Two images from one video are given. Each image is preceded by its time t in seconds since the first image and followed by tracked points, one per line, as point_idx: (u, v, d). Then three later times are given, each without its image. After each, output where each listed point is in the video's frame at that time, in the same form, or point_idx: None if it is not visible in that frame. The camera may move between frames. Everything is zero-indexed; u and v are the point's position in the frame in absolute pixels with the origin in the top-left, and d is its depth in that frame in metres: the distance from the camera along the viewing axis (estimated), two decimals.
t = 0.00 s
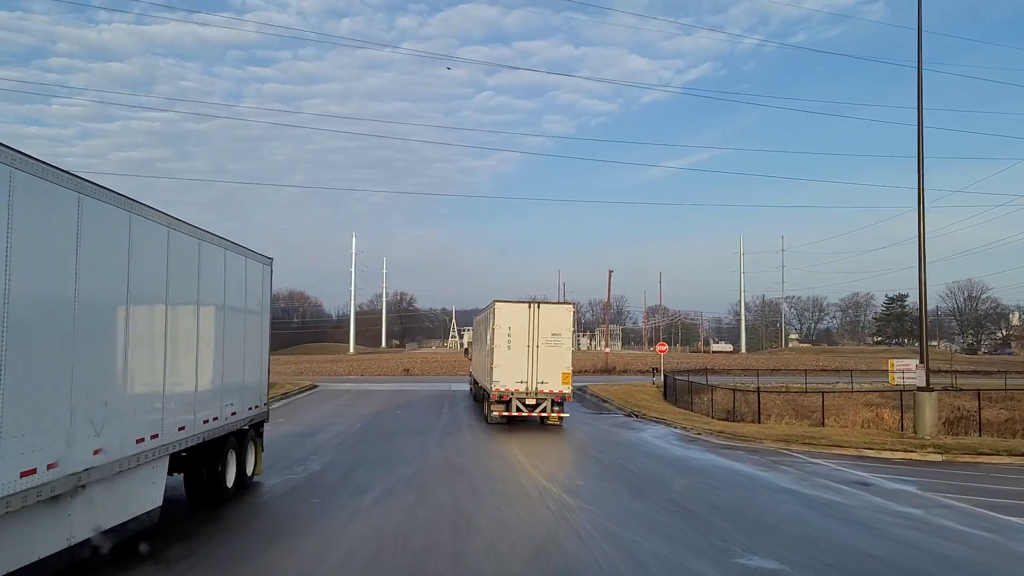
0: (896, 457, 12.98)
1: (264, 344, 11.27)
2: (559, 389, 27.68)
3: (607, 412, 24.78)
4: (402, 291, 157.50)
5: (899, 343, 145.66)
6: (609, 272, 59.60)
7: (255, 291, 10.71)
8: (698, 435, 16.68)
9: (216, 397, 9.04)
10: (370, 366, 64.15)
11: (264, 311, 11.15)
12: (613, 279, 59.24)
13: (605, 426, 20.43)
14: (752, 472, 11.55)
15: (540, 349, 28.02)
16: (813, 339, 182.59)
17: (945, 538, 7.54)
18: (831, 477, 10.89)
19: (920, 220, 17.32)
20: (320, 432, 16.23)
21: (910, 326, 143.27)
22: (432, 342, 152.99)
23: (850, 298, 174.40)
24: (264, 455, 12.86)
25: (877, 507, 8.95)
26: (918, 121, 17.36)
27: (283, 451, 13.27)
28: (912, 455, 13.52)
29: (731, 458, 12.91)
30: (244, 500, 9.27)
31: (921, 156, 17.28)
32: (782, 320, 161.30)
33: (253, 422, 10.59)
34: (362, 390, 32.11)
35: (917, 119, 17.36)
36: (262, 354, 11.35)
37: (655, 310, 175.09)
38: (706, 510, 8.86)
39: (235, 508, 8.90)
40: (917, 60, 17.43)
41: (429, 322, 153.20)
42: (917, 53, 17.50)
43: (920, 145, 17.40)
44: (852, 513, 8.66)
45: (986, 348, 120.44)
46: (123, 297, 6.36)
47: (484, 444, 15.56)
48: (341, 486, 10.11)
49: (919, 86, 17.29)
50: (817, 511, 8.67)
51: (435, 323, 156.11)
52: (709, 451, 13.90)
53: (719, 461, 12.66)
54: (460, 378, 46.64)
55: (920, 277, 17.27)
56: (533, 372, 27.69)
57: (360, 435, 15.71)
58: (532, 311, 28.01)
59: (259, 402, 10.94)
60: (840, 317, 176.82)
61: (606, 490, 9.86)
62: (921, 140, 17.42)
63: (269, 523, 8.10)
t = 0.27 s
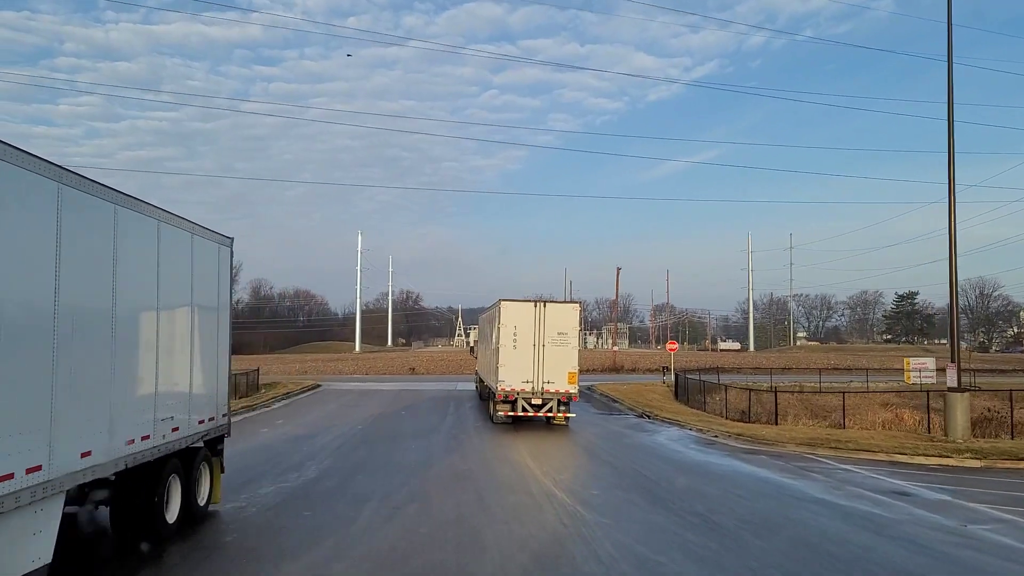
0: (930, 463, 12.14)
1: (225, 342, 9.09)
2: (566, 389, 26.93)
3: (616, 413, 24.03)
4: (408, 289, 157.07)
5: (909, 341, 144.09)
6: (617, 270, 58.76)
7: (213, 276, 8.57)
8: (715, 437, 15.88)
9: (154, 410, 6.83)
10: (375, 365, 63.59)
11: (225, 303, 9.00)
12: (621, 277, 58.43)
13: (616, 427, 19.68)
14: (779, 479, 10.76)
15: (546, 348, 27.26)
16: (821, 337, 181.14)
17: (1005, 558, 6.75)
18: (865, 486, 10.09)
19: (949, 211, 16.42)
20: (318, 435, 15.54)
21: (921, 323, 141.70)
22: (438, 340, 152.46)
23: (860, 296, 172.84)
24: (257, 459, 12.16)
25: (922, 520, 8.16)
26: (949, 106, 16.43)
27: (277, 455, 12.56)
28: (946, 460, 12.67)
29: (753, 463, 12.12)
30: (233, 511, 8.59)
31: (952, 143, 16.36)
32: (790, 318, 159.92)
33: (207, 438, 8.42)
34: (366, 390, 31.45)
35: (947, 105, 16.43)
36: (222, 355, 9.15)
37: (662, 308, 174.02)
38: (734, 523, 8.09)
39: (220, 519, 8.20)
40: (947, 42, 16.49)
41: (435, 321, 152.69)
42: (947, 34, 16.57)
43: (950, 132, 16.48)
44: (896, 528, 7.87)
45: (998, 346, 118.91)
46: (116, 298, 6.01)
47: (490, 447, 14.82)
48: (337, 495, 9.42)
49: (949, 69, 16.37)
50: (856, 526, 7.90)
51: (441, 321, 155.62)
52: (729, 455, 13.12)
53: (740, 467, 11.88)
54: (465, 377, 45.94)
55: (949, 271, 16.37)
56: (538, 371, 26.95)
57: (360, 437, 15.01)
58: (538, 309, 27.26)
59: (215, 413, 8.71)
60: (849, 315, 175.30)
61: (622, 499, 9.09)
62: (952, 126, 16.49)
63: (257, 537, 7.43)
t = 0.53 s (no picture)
0: (969, 470, 11.28)
1: (157, 338, 7.01)
2: (571, 389, 26.18)
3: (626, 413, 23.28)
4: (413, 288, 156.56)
5: (919, 340, 142.63)
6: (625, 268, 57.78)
7: (137, 256, 6.51)
8: (732, 441, 15.08)
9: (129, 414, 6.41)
10: (379, 365, 62.94)
11: (156, 292, 6.97)
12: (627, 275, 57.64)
13: (626, 428, 18.92)
14: (807, 488, 9.96)
15: (550, 347, 26.50)
16: (828, 336, 179.84)
17: None
18: (904, 496, 9.28)
19: (984, 200, 15.46)
20: (316, 439, 14.83)
21: (931, 322, 140.13)
22: (443, 339, 151.80)
23: (867, 294, 171.45)
24: (247, 467, 11.43)
25: (977, 537, 7.35)
26: (982, 92, 15.51)
27: (269, 462, 11.83)
28: (985, 465, 11.80)
29: (778, 470, 11.33)
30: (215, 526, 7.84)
31: (986, 129, 15.40)
32: (798, 316, 158.60)
33: (129, 463, 6.35)
34: (368, 390, 30.78)
35: (981, 90, 15.51)
36: (153, 354, 7.06)
37: (668, 307, 172.93)
38: (767, 542, 7.30)
39: (200, 537, 7.47)
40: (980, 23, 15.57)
41: (440, 320, 152.16)
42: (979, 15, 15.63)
43: (984, 119, 15.55)
44: (950, 547, 7.06)
45: (1010, 344, 117.38)
46: (93, 296, 5.66)
47: (495, 452, 14.07)
48: (331, 507, 8.65)
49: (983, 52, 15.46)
50: (906, 545, 7.10)
51: (447, 320, 155.11)
52: (751, 461, 12.32)
53: (764, 474, 11.09)
54: (471, 377, 45.18)
55: (983, 264, 15.43)
56: (543, 371, 26.21)
57: (359, 442, 14.30)
58: (542, 308, 26.50)
59: (141, 431, 6.60)
60: (857, 313, 173.98)
61: (641, 512, 8.31)
62: (985, 113, 15.57)
63: (240, 559, 6.68)
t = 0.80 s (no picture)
0: (1010, 477, 10.52)
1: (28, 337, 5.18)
2: (576, 388, 25.44)
3: (635, 414, 22.55)
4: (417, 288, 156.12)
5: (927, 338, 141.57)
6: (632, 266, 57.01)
7: None
8: (750, 444, 14.34)
9: None
10: (382, 364, 62.31)
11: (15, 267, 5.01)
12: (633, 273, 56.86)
13: (638, 430, 18.19)
14: (841, 499, 9.19)
15: (555, 346, 25.75)
16: (835, 334, 178.70)
17: None
18: (948, 508, 8.51)
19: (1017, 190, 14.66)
20: (313, 444, 14.12)
21: (939, 320, 139.04)
22: (448, 338, 151.41)
23: (874, 292, 170.24)
24: (238, 474, 10.73)
25: None
26: (1015, 76, 14.69)
27: (261, 469, 11.12)
28: None
29: (803, 477, 10.59)
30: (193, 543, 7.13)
31: (1019, 115, 14.59)
32: (805, 315, 157.68)
33: None
34: (371, 391, 30.11)
35: (1014, 73, 14.68)
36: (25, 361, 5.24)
37: (674, 305, 172.16)
38: (807, 564, 6.54)
39: (177, 556, 6.75)
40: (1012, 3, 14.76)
41: (445, 320, 151.78)
42: None
43: (1016, 104, 14.74)
44: (1012, 569, 6.32)
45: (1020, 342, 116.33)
46: None
47: (502, 455, 13.33)
48: (323, 522, 7.93)
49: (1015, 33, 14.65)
50: (963, 566, 6.36)
51: (451, 320, 154.70)
52: (773, 467, 11.59)
53: (791, 482, 10.32)
54: (475, 377, 44.50)
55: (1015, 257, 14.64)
56: (548, 371, 25.49)
57: (359, 446, 13.61)
58: (546, 306, 25.74)
59: None
60: (864, 311, 172.80)
61: (664, 527, 7.54)
62: (1017, 98, 14.77)
63: None
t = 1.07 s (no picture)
0: None
1: None
2: (581, 389, 24.67)
3: (644, 416, 21.80)
4: (421, 288, 155.65)
5: (934, 336, 140.53)
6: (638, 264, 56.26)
7: None
8: (769, 448, 13.58)
9: None
10: (385, 364, 61.62)
11: None
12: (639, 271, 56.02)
13: (649, 433, 17.45)
14: (878, 513, 8.42)
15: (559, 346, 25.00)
16: (841, 332, 177.59)
17: None
18: (1000, 522, 7.74)
19: None
20: (308, 449, 13.43)
21: (947, 318, 137.92)
22: (452, 338, 150.98)
23: (881, 290, 168.96)
24: (226, 484, 10.05)
25: None
26: None
27: (250, 478, 10.44)
28: None
29: (833, 486, 9.83)
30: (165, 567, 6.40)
31: None
32: (811, 313, 156.75)
33: None
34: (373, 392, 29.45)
35: None
36: None
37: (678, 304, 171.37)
38: None
39: None
40: None
41: (449, 319, 151.35)
42: None
43: None
44: None
45: None
46: None
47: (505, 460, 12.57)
48: (311, 541, 7.20)
49: None
50: None
51: (456, 319, 154.21)
52: (798, 474, 10.83)
53: (820, 492, 9.56)
54: (479, 377, 43.82)
55: None
56: (553, 372, 24.74)
57: (356, 453, 12.92)
58: (550, 305, 24.98)
59: None
60: (870, 309, 171.61)
61: (688, 546, 6.80)
62: None
63: None
